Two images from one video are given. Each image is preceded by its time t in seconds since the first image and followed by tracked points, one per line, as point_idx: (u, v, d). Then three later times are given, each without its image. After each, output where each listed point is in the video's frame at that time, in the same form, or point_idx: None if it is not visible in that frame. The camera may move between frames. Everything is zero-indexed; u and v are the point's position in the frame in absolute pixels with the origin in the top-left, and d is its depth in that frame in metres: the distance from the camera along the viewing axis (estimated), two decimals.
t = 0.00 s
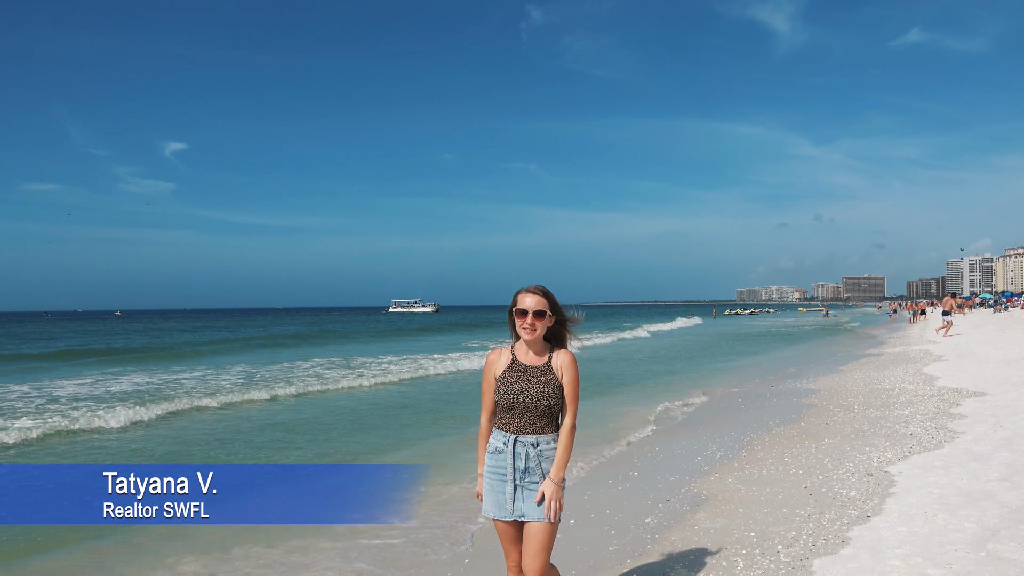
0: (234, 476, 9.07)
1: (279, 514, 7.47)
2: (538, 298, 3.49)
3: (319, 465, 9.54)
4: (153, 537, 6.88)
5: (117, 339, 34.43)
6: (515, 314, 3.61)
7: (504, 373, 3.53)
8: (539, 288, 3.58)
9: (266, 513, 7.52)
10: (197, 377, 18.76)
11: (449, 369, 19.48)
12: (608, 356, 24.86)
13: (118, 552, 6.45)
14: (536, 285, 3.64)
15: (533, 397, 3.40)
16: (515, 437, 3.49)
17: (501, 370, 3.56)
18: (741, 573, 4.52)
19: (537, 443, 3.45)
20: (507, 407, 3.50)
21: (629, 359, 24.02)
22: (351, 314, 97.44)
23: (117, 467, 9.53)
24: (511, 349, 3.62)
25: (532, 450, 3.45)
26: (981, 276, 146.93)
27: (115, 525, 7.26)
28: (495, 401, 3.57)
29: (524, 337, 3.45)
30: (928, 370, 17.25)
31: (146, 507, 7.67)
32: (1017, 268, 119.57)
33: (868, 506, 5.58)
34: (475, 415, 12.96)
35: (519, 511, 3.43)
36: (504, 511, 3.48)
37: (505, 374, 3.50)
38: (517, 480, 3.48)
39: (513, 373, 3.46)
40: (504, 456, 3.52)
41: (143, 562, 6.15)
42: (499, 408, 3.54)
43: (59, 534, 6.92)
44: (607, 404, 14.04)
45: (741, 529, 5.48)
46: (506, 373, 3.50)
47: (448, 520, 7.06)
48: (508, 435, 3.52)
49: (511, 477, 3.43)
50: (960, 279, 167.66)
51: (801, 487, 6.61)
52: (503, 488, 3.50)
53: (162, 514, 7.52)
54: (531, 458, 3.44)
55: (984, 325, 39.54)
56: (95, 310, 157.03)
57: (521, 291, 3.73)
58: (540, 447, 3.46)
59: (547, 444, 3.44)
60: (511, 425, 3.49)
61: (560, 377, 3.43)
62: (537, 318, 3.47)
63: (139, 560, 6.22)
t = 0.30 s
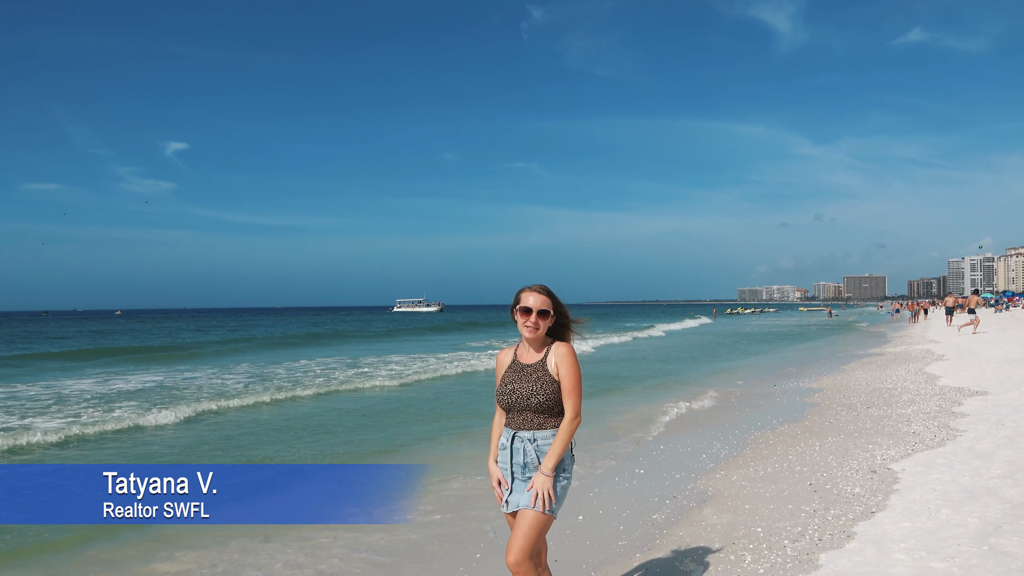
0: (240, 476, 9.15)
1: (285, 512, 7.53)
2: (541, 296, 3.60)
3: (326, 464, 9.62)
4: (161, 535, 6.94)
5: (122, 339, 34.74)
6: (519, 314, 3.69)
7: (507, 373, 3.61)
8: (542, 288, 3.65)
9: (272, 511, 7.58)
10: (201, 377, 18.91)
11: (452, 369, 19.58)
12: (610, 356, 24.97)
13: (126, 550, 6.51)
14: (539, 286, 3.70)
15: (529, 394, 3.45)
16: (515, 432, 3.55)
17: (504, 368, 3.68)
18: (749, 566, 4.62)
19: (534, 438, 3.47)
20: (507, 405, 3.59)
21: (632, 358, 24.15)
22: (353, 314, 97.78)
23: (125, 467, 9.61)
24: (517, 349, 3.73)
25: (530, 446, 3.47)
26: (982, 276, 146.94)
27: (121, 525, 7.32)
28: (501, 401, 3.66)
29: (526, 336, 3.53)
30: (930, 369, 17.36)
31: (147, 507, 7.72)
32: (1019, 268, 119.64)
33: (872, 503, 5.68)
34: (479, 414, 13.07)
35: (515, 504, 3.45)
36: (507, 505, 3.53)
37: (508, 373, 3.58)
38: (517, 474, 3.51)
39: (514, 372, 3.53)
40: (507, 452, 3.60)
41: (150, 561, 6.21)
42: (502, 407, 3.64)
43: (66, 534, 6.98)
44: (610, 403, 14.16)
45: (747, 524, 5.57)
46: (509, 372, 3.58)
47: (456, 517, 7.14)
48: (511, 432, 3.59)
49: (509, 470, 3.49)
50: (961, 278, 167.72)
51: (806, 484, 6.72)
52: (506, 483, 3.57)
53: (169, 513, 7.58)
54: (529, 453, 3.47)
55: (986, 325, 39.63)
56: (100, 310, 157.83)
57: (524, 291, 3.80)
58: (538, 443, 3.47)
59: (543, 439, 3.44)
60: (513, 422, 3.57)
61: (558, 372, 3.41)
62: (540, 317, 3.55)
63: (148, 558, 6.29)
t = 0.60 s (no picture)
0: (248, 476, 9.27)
1: (292, 510, 7.63)
2: (538, 298, 3.67)
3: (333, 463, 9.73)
4: (168, 534, 7.03)
5: (128, 339, 35.12)
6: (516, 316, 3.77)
7: (507, 377, 3.67)
8: (538, 290, 3.73)
9: (279, 509, 7.68)
10: (206, 377, 19.13)
11: (456, 369, 19.70)
12: (612, 356, 25.10)
13: (134, 548, 6.61)
14: (535, 289, 3.79)
15: (530, 395, 3.50)
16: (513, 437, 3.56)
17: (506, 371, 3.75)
18: (754, 559, 4.75)
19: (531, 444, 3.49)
20: (508, 408, 3.63)
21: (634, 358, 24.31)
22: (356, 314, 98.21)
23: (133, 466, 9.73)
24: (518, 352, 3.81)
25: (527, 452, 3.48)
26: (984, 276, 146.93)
27: (128, 524, 7.41)
28: (500, 404, 3.72)
29: (523, 338, 3.61)
30: (932, 369, 17.49)
31: (147, 507, 7.80)
32: (1020, 268, 119.76)
33: (874, 499, 5.80)
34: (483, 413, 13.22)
35: (515, 509, 3.50)
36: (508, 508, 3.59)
37: (508, 376, 3.63)
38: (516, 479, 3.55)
39: (514, 375, 3.59)
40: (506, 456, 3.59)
41: (158, 558, 6.32)
42: (502, 409, 3.69)
43: (72, 533, 7.08)
44: (613, 402, 14.32)
45: (752, 520, 5.69)
46: (510, 375, 3.63)
47: (463, 513, 7.25)
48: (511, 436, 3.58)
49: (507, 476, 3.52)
50: (962, 279, 167.96)
51: (808, 481, 6.84)
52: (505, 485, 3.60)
53: (175, 512, 7.68)
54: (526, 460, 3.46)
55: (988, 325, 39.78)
56: (103, 310, 158.61)
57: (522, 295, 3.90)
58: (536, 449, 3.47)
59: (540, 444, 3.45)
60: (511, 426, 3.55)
61: (560, 373, 3.46)
62: (535, 318, 3.63)
63: (157, 555, 6.38)
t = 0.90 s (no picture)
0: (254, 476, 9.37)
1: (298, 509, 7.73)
2: (541, 295, 3.72)
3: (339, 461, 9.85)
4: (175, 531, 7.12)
5: (133, 340, 35.39)
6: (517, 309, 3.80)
7: (495, 371, 3.70)
8: (545, 287, 3.76)
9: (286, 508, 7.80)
10: (211, 377, 19.31)
11: (459, 368, 19.81)
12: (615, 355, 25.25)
13: (142, 544, 6.70)
14: (542, 286, 3.82)
15: (516, 390, 3.50)
16: (501, 437, 3.60)
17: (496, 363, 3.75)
18: (756, 550, 4.88)
19: (517, 444, 3.51)
20: (494, 403, 3.63)
21: (636, 357, 24.45)
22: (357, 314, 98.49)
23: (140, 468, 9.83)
24: (512, 346, 3.83)
25: (515, 453, 3.52)
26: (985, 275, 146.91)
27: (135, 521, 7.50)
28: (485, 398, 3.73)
29: (519, 330, 3.64)
30: (932, 367, 17.64)
31: (147, 507, 7.84)
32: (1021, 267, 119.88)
33: (874, 492, 5.94)
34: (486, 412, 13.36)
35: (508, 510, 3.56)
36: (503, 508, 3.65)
37: (497, 370, 3.66)
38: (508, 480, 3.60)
39: (502, 369, 3.61)
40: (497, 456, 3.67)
41: (166, 552, 6.45)
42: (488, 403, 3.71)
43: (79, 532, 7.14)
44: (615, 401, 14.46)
45: (754, 513, 5.83)
46: (498, 369, 3.66)
47: (469, 509, 7.37)
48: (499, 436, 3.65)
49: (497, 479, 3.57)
50: (963, 278, 168.06)
51: (809, 476, 6.97)
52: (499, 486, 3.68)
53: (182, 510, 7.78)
54: (513, 460, 3.52)
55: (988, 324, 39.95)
56: (104, 310, 158.96)
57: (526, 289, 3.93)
58: (523, 449, 3.51)
59: (526, 445, 3.48)
60: (498, 425, 3.62)
61: (551, 374, 3.47)
62: (536, 315, 3.65)
63: (167, 550, 6.49)
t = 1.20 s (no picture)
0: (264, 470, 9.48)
1: (309, 502, 7.83)
2: (540, 294, 3.70)
3: (348, 457, 9.96)
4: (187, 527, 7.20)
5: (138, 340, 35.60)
6: (516, 311, 3.78)
7: (502, 373, 3.68)
8: (541, 287, 3.76)
9: (297, 501, 7.89)
10: (216, 377, 19.45)
11: (463, 368, 19.92)
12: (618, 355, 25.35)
13: (156, 539, 6.80)
14: (537, 286, 3.82)
15: (530, 394, 3.51)
16: (512, 438, 3.59)
17: (500, 367, 3.72)
18: (763, 543, 5.00)
19: (531, 445, 3.53)
20: (503, 406, 3.62)
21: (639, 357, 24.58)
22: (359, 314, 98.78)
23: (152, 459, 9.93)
24: (513, 348, 3.80)
25: (528, 453, 3.53)
26: (986, 274, 146.96)
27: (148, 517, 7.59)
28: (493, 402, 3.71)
29: (524, 333, 3.64)
30: (933, 366, 17.78)
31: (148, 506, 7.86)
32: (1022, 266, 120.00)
33: (876, 488, 6.07)
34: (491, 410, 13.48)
35: (517, 512, 3.53)
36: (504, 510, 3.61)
37: (503, 373, 3.64)
38: (515, 482, 3.58)
39: (510, 372, 3.60)
40: (504, 458, 3.63)
41: (178, 546, 6.55)
42: (495, 406, 3.69)
43: (92, 529, 7.23)
44: (619, 400, 14.59)
45: (760, 508, 5.96)
46: (505, 372, 3.64)
47: (478, 504, 7.47)
48: (507, 437, 3.63)
49: (508, 480, 3.54)
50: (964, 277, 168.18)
51: (813, 472, 7.10)
52: (502, 488, 3.62)
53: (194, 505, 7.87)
54: (527, 460, 3.52)
55: (989, 323, 40.12)
56: (107, 310, 159.36)
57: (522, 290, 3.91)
58: (536, 449, 3.53)
59: (541, 445, 3.51)
60: (508, 427, 3.60)
61: (561, 377, 3.53)
62: (539, 316, 3.66)
63: (180, 545, 6.57)
